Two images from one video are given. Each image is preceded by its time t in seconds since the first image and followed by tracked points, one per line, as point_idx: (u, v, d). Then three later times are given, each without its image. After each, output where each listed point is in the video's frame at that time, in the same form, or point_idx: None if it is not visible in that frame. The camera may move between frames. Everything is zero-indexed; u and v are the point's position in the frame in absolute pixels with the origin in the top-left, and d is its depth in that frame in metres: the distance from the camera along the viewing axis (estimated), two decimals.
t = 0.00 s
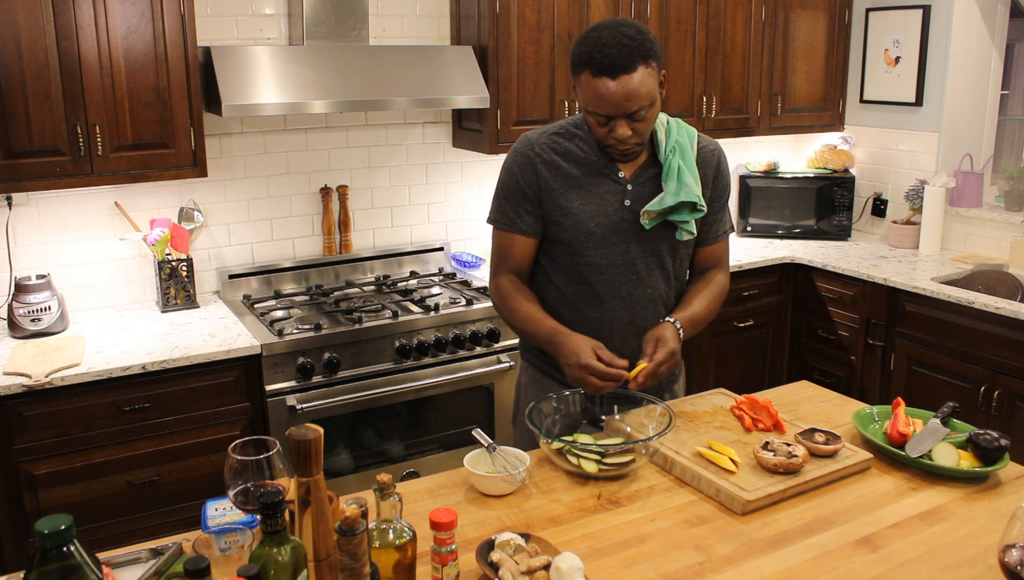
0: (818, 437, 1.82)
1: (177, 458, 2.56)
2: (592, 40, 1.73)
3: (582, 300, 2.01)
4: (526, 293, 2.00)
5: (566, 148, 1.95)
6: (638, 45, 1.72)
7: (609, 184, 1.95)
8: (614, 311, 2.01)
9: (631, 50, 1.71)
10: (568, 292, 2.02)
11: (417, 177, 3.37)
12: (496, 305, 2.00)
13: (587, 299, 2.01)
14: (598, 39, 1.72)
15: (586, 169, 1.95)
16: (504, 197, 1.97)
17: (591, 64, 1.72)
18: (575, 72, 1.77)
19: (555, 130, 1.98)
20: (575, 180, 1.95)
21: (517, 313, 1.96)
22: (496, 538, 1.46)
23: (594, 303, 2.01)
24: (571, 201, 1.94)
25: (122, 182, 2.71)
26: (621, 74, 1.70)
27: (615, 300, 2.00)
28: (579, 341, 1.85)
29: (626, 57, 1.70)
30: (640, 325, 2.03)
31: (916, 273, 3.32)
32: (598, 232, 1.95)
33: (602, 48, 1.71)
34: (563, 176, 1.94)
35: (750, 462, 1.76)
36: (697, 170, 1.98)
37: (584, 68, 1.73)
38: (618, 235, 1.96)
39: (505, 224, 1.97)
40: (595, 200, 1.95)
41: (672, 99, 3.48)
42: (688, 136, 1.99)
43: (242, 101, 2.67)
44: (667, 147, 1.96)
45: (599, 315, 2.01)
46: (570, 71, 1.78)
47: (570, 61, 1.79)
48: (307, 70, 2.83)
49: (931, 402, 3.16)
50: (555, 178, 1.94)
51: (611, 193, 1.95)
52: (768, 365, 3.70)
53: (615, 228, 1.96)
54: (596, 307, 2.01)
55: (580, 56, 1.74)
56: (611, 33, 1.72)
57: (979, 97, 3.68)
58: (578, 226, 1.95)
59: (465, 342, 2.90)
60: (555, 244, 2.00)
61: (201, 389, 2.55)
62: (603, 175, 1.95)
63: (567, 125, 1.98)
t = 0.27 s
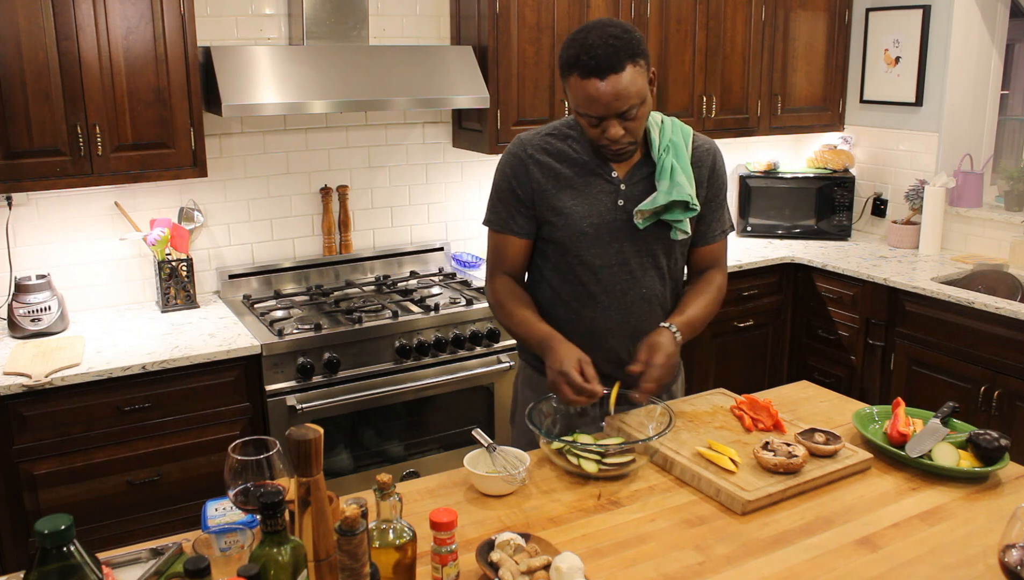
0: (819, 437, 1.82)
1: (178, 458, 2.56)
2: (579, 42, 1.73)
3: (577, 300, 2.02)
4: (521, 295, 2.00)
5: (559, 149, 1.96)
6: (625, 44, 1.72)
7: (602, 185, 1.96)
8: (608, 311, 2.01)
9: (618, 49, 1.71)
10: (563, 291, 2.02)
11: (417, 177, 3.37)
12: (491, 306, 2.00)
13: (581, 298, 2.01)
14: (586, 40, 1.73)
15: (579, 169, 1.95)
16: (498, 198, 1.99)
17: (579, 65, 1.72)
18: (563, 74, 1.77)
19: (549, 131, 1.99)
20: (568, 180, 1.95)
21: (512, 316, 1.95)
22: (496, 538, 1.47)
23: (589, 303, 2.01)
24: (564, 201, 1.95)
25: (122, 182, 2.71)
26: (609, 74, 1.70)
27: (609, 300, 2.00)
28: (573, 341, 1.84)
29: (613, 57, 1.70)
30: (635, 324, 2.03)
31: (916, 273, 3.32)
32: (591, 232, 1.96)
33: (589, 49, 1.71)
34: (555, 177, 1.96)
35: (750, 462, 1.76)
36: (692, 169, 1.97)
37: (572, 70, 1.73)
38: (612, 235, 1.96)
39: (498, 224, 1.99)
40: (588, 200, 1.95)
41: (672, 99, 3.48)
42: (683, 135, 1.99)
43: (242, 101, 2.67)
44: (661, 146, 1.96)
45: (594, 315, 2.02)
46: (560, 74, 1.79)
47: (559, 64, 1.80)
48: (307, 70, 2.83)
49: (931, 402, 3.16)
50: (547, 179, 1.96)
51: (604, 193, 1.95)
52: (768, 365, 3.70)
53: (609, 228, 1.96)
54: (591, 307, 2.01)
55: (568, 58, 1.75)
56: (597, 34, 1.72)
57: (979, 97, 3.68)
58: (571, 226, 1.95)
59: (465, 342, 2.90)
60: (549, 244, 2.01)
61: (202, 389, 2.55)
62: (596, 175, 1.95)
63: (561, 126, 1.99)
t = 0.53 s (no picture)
0: (819, 437, 1.82)
1: (178, 458, 2.56)
2: (573, 44, 1.73)
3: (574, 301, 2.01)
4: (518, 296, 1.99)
5: (557, 149, 1.96)
6: (618, 44, 1.72)
7: (600, 185, 1.96)
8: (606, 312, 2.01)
9: (611, 50, 1.71)
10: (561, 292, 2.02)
11: (417, 177, 3.37)
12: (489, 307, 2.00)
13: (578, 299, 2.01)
14: (579, 42, 1.72)
15: (578, 169, 1.96)
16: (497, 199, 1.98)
17: (573, 68, 1.72)
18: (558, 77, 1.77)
19: (546, 132, 1.99)
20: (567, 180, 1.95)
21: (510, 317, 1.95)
22: (496, 538, 1.47)
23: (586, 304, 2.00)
24: (563, 201, 1.95)
25: (122, 182, 2.71)
26: (604, 76, 1.70)
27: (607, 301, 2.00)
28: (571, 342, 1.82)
29: (607, 58, 1.70)
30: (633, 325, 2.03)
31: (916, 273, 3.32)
32: (589, 233, 1.95)
33: (583, 51, 1.71)
34: (555, 177, 1.95)
35: (750, 462, 1.76)
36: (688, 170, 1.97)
37: (567, 73, 1.73)
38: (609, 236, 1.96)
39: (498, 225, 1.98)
40: (587, 200, 1.95)
41: (672, 99, 3.48)
42: (680, 136, 1.99)
43: (242, 101, 2.67)
44: (658, 147, 1.96)
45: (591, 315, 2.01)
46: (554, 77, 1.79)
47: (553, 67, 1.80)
48: (307, 70, 2.83)
49: (931, 402, 3.16)
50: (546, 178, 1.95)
51: (602, 193, 1.96)
52: (768, 365, 3.70)
53: (606, 228, 1.96)
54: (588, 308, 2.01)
55: (562, 61, 1.75)
56: (589, 36, 1.72)
57: (979, 97, 3.68)
58: (570, 225, 1.95)
59: (465, 342, 2.90)
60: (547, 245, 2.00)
61: (202, 389, 2.55)
62: (594, 176, 1.96)
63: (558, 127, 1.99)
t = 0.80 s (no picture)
0: (819, 437, 1.82)
1: (178, 458, 2.56)
2: (588, 47, 1.73)
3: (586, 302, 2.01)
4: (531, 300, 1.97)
5: (575, 150, 1.93)
6: (634, 45, 1.72)
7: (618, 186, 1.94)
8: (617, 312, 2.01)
9: (629, 51, 1.70)
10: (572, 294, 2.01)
11: (417, 177, 3.37)
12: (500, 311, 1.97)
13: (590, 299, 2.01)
14: (594, 45, 1.72)
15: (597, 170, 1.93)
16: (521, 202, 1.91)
17: (591, 71, 1.72)
18: (575, 82, 1.77)
19: (560, 134, 1.95)
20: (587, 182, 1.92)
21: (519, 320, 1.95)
22: (495, 538, 1.47)
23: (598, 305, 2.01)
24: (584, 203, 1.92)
25: (122, 182, 2.71)
26: (622, 77, 1.70)
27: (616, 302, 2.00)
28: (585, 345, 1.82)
29: (625, 60, 1.70)
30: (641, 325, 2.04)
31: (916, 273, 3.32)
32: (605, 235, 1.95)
33: (599, 54, 1.71)
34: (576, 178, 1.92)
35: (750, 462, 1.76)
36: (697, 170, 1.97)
37: (584, 76, 1.73)
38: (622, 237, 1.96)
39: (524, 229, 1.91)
40: (607, 203, 1.94)
41: (672, 99, 3.48)
42: (686, 136, 1.98)
43: (242, 101, 2.67)
44: (667, 148, 1.95)
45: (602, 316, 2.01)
46: (570, 83, 1.79)
47: (568, 73, 1.79)
48: (307, 70, 2.83)
49: (931, 402, 3.16)
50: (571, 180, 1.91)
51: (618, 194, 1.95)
52: (768, 365, 3.70)
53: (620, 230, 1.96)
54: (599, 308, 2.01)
55: (578, 65, 1.74)
56: (604, 39, 1.71)
57: (979, 97, 3.68)
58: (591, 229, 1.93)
59: (465, 342, 2.90)
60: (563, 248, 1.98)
61: (202, 389, 2.55)
62: (612, 177, 1.94)
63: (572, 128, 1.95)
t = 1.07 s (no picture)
0: (818, 437, 1.82)
1: (178, 458, 2.56)
2: (610, 45, 1.72)
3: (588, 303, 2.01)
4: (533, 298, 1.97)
5: (584, 149, 1.93)
6: (656, 46, 1.72)
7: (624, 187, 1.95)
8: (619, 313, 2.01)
9: (651, 51, 1.70)
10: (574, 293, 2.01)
11: (417, 177, 3.37)
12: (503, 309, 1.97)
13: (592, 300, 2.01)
14: (615, 44, 1.72)
15: (605, 170, 1.93)
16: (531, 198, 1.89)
17: (614, 69, 1.71)
18: (595, 79, 1.77)
19: (570, 132, 1.94)
20: (594, 182, 1.92)
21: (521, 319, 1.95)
22: (495, 538, 1.47)
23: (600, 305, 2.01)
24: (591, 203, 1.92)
25: (122, 182, 2.71)
26: (644, 77, 1.70)
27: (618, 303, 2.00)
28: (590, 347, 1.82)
29: (648, 60, 1.70)
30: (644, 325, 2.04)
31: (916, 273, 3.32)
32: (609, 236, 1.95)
33: (622, 53, 1.70)
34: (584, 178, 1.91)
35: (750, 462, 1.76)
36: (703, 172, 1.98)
37: (606, 74, 1.73)
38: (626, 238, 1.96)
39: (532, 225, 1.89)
40: (613, 203, 1.94)
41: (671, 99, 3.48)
42: (693, 138, 1.98)
43: (242, 101, 2.67)
44: (675, 150, 1.95)
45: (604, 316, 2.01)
46: (590, 80, 1.78)
47: (587, 70, 1.79)
48: (307, 70, 2.83)
49: (931, 402, 3.16)
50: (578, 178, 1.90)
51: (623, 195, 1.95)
52: (768, 365, 3.70)
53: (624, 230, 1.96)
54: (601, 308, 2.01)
55: (600, 62, 1.74)
56: (626, 38, 1.71)
57: (979, 96, 3.68)
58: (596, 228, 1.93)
59: (465, 342, 2.90)
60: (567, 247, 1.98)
61: (202, 389, 2.55)
62: (619, 178, 1.94)
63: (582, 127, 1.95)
